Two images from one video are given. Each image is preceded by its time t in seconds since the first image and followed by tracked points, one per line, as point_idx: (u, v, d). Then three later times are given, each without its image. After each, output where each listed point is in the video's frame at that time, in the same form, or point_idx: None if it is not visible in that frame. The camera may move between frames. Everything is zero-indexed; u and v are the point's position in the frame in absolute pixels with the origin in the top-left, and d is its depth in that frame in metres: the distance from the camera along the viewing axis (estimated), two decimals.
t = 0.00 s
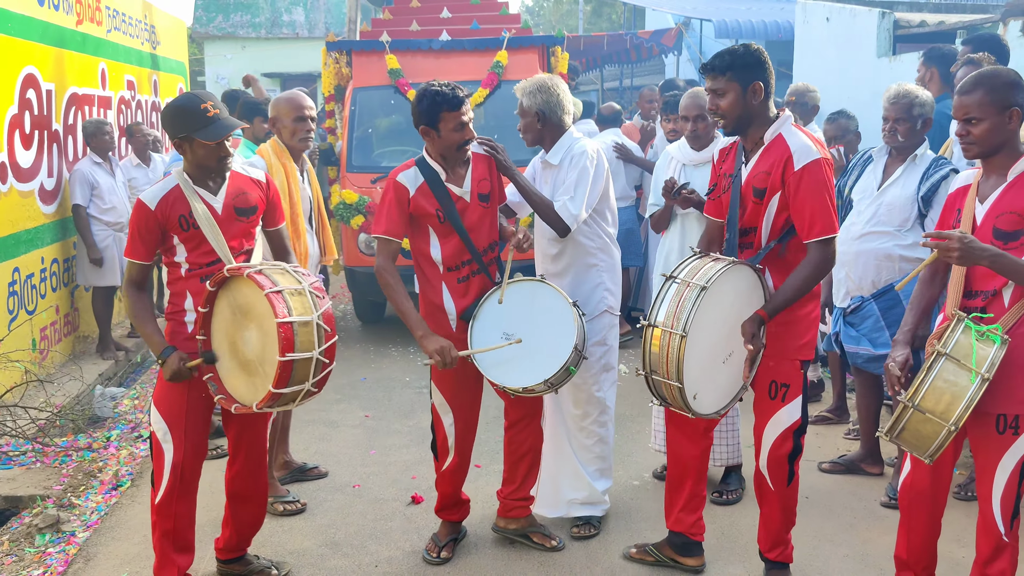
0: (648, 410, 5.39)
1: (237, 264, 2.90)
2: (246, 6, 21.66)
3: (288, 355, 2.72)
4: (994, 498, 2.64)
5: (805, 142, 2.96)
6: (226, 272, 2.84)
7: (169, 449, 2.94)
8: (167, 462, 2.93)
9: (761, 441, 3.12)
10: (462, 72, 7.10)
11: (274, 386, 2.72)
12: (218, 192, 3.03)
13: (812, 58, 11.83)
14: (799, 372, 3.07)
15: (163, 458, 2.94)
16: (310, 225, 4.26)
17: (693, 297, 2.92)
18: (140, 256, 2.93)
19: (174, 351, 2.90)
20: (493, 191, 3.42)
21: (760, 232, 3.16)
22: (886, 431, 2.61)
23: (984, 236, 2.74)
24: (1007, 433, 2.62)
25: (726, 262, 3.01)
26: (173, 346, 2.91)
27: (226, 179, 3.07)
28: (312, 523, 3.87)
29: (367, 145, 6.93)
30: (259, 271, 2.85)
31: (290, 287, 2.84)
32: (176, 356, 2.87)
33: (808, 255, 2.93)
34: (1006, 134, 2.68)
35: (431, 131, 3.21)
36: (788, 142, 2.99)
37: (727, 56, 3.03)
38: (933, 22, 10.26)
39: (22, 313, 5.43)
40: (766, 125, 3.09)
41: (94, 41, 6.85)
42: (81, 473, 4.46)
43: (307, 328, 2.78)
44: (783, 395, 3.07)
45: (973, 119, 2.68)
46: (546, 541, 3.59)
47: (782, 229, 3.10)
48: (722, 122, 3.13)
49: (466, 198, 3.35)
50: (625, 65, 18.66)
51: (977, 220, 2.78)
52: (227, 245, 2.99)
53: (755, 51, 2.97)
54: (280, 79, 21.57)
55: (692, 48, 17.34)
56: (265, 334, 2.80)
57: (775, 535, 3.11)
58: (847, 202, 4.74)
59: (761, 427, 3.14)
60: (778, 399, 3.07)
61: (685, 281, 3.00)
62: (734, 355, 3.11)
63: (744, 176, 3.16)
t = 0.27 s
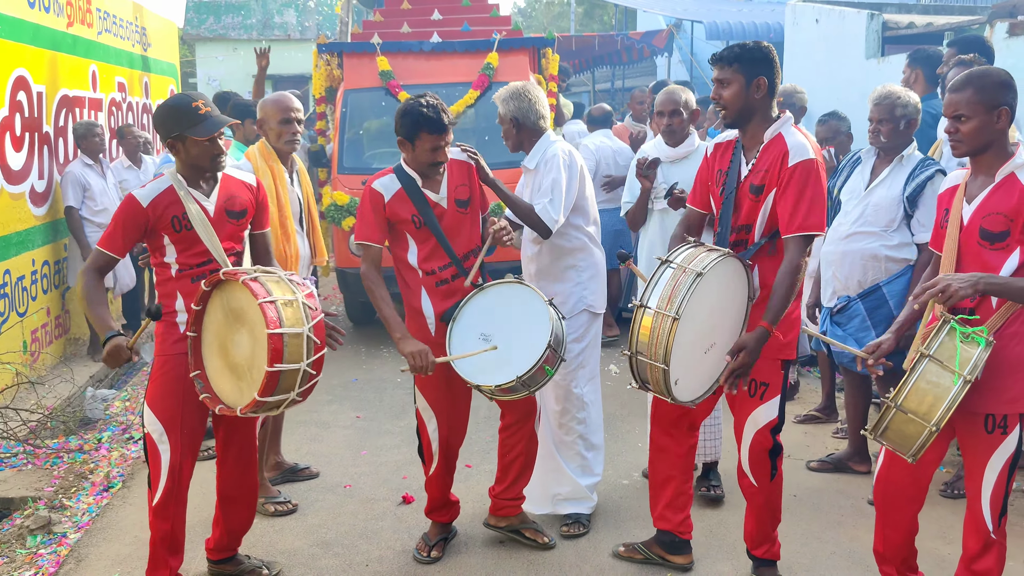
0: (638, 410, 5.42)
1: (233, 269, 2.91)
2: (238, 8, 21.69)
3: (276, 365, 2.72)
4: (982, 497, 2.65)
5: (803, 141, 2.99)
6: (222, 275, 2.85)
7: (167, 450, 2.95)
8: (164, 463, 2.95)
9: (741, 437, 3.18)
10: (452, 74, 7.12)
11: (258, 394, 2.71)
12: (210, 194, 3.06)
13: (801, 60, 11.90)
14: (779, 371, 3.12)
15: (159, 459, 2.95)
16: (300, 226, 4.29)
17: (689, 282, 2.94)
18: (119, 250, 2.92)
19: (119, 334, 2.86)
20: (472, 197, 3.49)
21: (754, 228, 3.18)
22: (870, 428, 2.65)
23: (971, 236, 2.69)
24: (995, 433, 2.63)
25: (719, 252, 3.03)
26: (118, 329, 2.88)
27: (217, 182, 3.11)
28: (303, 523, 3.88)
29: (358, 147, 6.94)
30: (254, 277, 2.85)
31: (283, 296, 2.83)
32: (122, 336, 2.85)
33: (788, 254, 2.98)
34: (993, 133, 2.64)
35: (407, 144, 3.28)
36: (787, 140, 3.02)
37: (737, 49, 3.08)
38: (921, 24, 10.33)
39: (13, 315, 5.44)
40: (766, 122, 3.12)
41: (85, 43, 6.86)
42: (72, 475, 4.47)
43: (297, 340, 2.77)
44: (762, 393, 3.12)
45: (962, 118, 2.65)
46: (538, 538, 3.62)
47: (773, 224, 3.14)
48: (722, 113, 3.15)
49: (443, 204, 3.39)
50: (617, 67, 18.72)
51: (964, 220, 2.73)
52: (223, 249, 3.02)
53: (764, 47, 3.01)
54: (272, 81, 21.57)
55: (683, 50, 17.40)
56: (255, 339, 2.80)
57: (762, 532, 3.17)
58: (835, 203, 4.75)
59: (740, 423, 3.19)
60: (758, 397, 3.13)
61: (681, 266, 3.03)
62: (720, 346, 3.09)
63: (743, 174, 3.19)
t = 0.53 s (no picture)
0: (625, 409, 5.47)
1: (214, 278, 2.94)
2: (229, 9, 21.71)
3: (262, 370, 2.75)
4: (956, 497, 2.68)
5: (785, 150, 3.05)
6: (202, 285, 2.88)
7: (155, 460, 2.97)
8: (153, 473, 2.96)
9: (719, 449, 3.21)
10: (441, 76, 7.15)
11: (247, 399, 2.75)
12: (194, 206, 3.10)
13: (789, 61, 11.95)
14: (753, 378, 3.15)
15: (148, 469, 2.96)
16: (289, 228, 4.32)
17: (656, 267, 3.02)
18: (109, 263, 2.93)
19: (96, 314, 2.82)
20: (469, 201, 3.48)
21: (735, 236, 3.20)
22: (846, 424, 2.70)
23: (944, 239, 2.73)
24: (969, 432, 2.68)
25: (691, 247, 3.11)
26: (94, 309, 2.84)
27: (200, 193, 3.15)
28: (291, 523, 3.91)
29: (348, 148, 6.98)
30: (234, 284, 2.89)
31: (264, 301, 2.87)
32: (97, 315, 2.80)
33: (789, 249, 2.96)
34: (973, 139, 2.65)
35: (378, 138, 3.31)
36: (770, 151, 3.08)
37: (724, 63, 3.13)
38: (907, 25, 10.38)
39: (3, 316, 5.45)
40: (749, 134, 3.17)
41: (75, 45, 6.87)
42: (61, 475, 4.49)
43: (280, 343, 2.81)
44: (737, 403, 3.15)
45: (944, 125, 2.64)
46: (529, 540, 3.64)
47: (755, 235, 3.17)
48: (709, 125, 3.21)
49: (437, 209, 3.42)
50: (607, 68, 18.77)
51: (938, 222, 2.75)
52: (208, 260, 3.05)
53: (751, 62, 3.07)
54: (263, 82, 21.57)
55: (674, 50, 17.45)
56: (239, 347, 2.83)
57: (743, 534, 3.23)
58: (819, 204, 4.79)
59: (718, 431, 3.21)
60: (732, 406, 3.16)
61: (654, 253, 3.10)
62: (681, 347, 3.14)
63: (726, 183, 3.23)
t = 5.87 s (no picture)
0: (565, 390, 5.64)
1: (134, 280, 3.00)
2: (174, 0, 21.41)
3: (183, 373, 2.86)
4: (849, 469, 2.80)
5: (683, 144, 3.35)
6: (125, 288, 2.95)
7: (77, 443, 3.04)
8: (76, 456, 3.03)
9: (663, 416, 3.46)
10: (382, 67, 7.23)
11: (168, 401, 2.86)
12: (120, 200, 3.17)
13: (728, 50, 12.19)
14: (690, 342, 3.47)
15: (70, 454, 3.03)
16: (202, 215, 4.43)
17: (603, 280, 3.14)
18: (38, 255, 3.01)
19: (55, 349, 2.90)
20: (433, 200, 3.52)
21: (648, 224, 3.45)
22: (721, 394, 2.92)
23: (830, 215, 2.92)
24: (857, 406, 2.81)
25: (624, 249, 3.25)
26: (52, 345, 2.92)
27: (128, 188, 3.21)
28: (232, 507, 4.00)
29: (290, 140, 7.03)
30: (154, 287, 2.96)
31: (184, 305, 2.95)
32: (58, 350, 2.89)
33: (698, 233, 3.24)
34: (852, 117, 2.85)
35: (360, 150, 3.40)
36: (668, 144, 3.36)
37: (615, 61, 3.31)
38: (838, 13, 10.66)
39: None
40: (643, 129, 3.42)
41: (11, 39, 6.80)
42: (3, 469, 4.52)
43: (201, 346, 2.92)
44: (680, 364, 3.45)
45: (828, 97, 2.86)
46: (464, 519, 3.77)
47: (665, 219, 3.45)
48: (608, 119, 3.38)
49: (406, 203, 3.56)
50: (556, 57, 18.92)
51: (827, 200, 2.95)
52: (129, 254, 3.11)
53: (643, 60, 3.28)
54: (211, 74, 21.31)
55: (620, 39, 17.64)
56: (161, 348, 2.92)
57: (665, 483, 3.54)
58: (745, 187, 5.02)
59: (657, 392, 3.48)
60: (677, 367, 3.44)
61: (595, 267, 3.22)
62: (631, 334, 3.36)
63: (625, 174, 3.46)
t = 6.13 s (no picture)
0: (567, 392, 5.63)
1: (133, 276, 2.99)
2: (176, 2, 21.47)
3: (186, 375, 2.89)
4: (851, 472, 2.80)
5: (690, 134, 3.38)
6: (125, 284, 2.93)
7: (75, 452, 3.03)
8: (70, 465, 3.01)
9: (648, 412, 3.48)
10: (384, 69, 7.23)
11: (167, 400, 2.88)
12: (110, 195, 3.20)
13: (729, 51, 12.19)
14: (678, 343, 3.50)
15: (66, 460, 3.00)
16: (201, 217, 4.41)
17: (601, 234, 3.17)
18: (17, 242, 2.92)
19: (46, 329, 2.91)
20: (435, 193, 3.52)
21: (650, 210, 3.46)
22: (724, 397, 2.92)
23: (834, 219, 2.92)
24: (859, 408, 2.81)
25: (627, 217, 3.27)
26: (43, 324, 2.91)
27: (116, 184, 3.25)
28: (234, 509, 4.00)
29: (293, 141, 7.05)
30: (160, 287, 2.98)
31: (191, 307, 2.97)
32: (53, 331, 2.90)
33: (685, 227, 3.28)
34: (855, 120, 2.84)
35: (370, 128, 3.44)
36: (676, 134, 3.39)
37: (634, 57, 3.32)
38: (840, 14, 10.63)
39: None
40: (654, 124, 3.45)
41: (14, 40, 6.81)
42: (6, 470, 4.52)
43: (204, 348, 2.95)
44: (667, 365, 3.46)
45: (829, 101, 2.86)
46: (466, 521, 3.77)
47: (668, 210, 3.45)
48: (625, 113, 3.41)
49: (405, 197, 3.54)
50: (557, 58, 18.93)
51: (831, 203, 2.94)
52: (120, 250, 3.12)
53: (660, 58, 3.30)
54: (212, 76, 21.36)
55: (621, 40, 17.64)
56: (159, 348, 2.95)
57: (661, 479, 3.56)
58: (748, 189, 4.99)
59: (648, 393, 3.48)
60: (663, 368, 3.46)
61: (595, 221, 3.26)
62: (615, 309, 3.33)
63: (632, 163, 3.47)
